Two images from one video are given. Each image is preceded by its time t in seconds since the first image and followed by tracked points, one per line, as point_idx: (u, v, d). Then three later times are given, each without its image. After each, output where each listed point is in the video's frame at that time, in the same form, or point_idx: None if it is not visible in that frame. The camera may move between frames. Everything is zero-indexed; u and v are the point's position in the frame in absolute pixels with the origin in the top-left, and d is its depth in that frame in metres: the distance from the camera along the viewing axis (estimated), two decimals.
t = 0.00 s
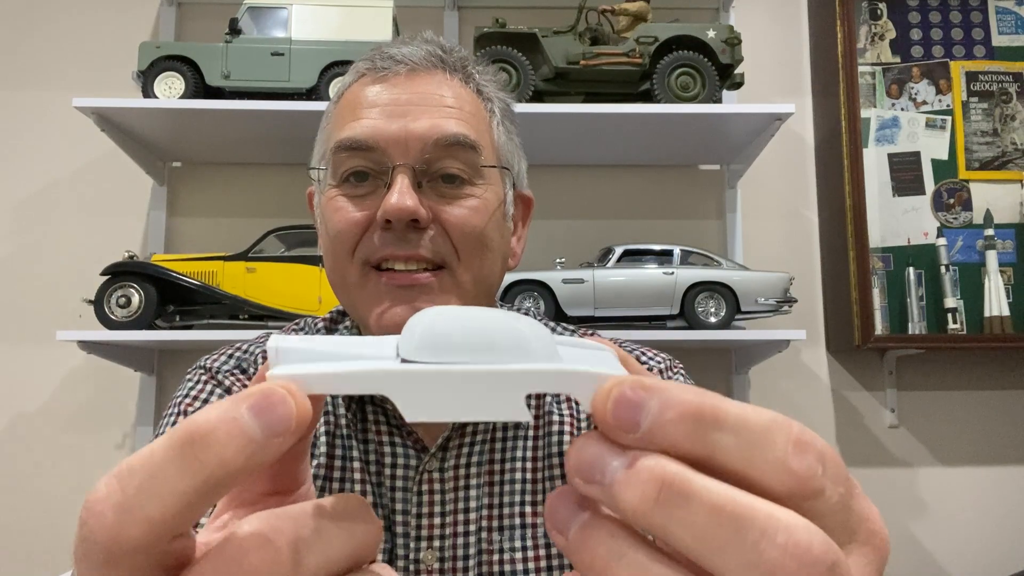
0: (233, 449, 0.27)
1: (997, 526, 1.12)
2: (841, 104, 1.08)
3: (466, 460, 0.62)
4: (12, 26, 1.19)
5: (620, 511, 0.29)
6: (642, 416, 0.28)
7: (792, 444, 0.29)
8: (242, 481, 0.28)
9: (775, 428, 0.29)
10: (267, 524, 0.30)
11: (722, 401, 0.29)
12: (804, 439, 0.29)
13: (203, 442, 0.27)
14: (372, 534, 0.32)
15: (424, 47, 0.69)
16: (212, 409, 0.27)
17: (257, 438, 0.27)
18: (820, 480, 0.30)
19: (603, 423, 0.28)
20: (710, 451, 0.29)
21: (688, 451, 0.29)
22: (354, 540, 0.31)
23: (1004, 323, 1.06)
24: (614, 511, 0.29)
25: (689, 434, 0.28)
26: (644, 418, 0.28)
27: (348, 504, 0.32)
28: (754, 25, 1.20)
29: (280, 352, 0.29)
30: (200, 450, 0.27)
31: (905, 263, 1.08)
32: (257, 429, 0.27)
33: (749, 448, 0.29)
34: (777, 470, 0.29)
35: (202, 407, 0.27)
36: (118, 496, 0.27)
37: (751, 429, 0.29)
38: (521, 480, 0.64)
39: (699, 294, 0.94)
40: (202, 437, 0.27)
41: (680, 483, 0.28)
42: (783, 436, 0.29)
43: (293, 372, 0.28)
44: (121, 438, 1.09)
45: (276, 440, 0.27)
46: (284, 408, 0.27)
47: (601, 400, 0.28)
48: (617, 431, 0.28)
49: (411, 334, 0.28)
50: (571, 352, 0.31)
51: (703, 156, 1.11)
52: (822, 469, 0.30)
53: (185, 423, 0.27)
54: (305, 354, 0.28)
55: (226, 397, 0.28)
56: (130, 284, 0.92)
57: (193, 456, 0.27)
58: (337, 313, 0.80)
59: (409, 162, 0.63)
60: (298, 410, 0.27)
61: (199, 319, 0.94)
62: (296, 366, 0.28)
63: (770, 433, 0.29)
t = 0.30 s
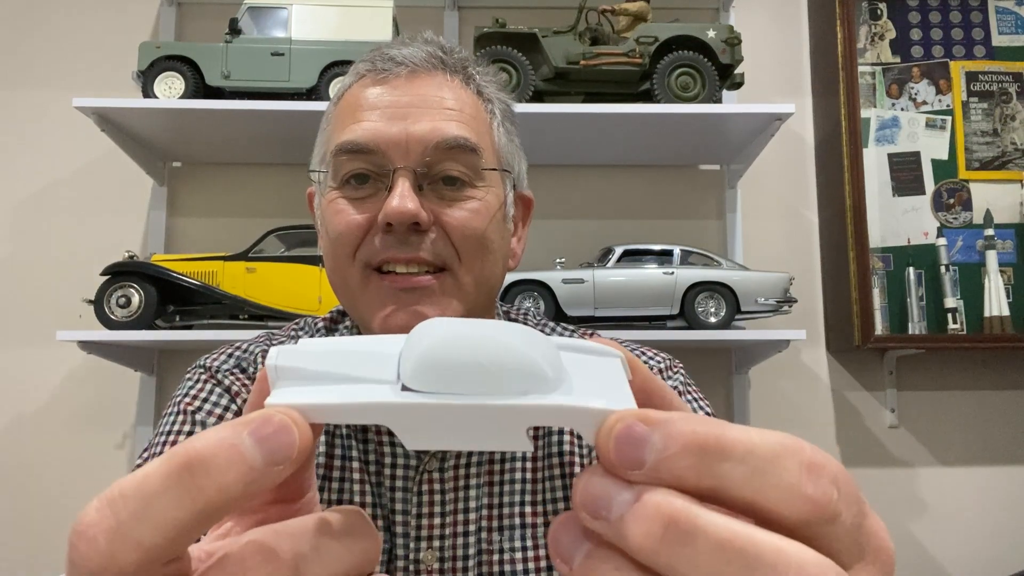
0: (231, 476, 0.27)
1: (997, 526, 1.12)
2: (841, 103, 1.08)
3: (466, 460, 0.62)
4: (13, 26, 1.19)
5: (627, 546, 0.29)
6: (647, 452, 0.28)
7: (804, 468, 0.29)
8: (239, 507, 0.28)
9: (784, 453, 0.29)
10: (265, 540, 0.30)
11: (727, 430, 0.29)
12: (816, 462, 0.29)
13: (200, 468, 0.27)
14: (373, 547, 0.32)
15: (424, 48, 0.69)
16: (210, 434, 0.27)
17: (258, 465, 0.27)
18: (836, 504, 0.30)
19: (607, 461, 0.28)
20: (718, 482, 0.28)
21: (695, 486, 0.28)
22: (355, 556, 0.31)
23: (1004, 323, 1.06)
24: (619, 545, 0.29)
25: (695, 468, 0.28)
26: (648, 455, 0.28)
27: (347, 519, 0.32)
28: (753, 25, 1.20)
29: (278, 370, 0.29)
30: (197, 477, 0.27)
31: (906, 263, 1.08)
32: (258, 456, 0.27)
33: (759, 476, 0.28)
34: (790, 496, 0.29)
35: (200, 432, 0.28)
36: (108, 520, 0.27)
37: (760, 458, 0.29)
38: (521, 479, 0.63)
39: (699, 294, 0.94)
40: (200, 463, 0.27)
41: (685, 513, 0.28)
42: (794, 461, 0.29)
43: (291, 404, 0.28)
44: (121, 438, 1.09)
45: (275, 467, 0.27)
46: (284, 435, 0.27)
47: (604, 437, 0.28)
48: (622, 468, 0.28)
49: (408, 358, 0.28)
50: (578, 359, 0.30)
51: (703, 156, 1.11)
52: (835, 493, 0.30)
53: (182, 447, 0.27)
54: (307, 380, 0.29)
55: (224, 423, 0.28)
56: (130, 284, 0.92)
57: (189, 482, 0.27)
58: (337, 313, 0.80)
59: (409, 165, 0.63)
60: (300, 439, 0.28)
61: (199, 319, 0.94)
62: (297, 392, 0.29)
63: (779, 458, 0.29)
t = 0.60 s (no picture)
0: (225, 471, 0.26)
1: (997, 526, 1.12)
2: (841, 103, 1.08)
3: (466, 460, 0.62)
4: (13, 26, 1.19)
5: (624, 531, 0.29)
6: (661, 430, 0.27)
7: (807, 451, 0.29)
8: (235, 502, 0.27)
9: (790, 437, 0.29)
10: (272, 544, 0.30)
11: (737, 412, 0.29)
12: (818, 447, 0.30)
13: (196, 464, 0.27)
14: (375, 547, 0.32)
15: (426, 48, 0.69)
16: (203, 431, 0.27)
17: (250, 460, 0.27)
18: (838, 489, 0.30)
19: (619, 440, 0.28)
20: (732, 461, 0.28)
21: (706, 466, 0.28)
22: (358, 556, 0.31)
23: (1004, 323, 1.06)
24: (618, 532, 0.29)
25: (708, 448, 0.28)
26: (662, 433, 0.28)
27: (347, 519, 0.32)
28: (753, 25, 1.20)
29: (276, 369, 0.29)
30: (194, 473, 0.27)
31: (905, 263, 1.08)
32: (250, 449, 0.27)
33: (768, 458, 0.29)
34: (795, 480, 0.29)
35: (195, 428, 0.27)
36: (113, 518, 0.28)
37: (767, 440, 0.29)
38: (522, 480, 0.63)
39: (699, 294, 0.94)
40: (195, 459, 0.27)
41: (687, 498, 0.28)
42: (798, 445, 0.29)
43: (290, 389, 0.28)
44: (121, 438, 1.09)
45: (268, 461, 0.27)
46: (275, 427, 0.27)
47: (615, 415, 0.28)
48: (634, 446, 0.28)
49: (410, 352, 0.28)
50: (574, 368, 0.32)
51: (703, 156, 1.11)
52: (836, 479, 0.30)
53: (178, 445, 0.27)
54: (306, 371, 0.29)
55: (218, 417, 0.28)
56: (130, 284, 0.92)
57: (186, 478, 0.27)
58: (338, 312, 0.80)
59: (412, 165, 0.63)
60: (291, 430, 0.27)
61: (199, 319, 0.94)
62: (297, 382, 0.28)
63: (785, 442, 0.29)
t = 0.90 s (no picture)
0: (225, 462, 0.26)
1: (997, 526, 1.12)
2: (841, 104, 1.08)
3: (466, 460, 0.62)
4: (13, 26, 1.19)
5: (617, 522, 0.28)
6: (660, 415, 0.27)
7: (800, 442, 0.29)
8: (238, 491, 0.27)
9: (786, 428, 0.29)
10: (275, 542, 0.30)
11: (733, 402, 0.29)
12: (813, 438, 0.30)
13: (196, 458, 0.27)
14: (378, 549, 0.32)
15: (427, 48, 0.69)
16: (200, 423, 0.27)
17: (248, 450, 0.26)
18: (831, 480, 0.30)
19: (618, 423, 0.28)
20: (727, 448, 0.28)
21: (703, 453, 0.28)
22: (361, 555, 0.31)
23: (1004, 323, 1.06)
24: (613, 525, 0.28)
25: (706, 436, 0.28)
26: (661, 419, 0.27)
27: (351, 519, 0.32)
28: (753, 25, 1.20)
29: (275, 366, 0.30)
30: (193, 465, 0.27)
31: (905, 263, 1.08)
32: (247, 440, 0.26)
33: (763, 447, 0.29)
34: (788, 471, 0.29)
35: (192, 421, 0.27)
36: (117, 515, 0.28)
37: (763, 430, 0.29)
38: (522, 481, 0.63)
39: (699, 294, 0.94)
40: (193, 452, 0.26)
41: (683, 490, 0.28)
42: (794, 437, 0.29)
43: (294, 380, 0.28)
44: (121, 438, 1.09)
45: (267, 450, 0.27)
46: (271, 417, 0.26)
47: (614, 401, 0.27)
48: (634, 430, 0.28)
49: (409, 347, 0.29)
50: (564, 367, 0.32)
51: (703, 156, 1.11)
52: (828, 471, 0.30)
53: (175, 438, 0.27)
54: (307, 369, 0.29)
55: (213, 409, 0.27)
56: (130, 284, 0.92)
57: (186, 471, 0.27)
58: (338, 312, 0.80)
59: (413, 165, 0.63)
60: (287, 419, 0.27)
61: (199, 319, 0.94)
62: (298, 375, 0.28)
63: (781, 433, 0.29)
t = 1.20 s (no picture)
0: (232, 476, 0.26)
1: (997, 526, 1.12)
2: (841, 103, 1.08)
3: (466, 459, 0.62)
4: (13, 26, 1.19)
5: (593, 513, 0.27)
6: (652, 422, 0.28)
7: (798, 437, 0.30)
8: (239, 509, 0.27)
9: (785, 426, 0.29)
10: (271, 549, 0.30)
11: (729, 404, 0.29)
12: (814, 434, 0.30)
13: (202, 470, 0.27)
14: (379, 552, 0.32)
15: (422, 49, 0.69)
16: (211, 434, 0.27)
17: (258, 466, 0.27)
18: (834, 477, 0.30)
19: (612, 436, 0.28)
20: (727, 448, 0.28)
21: (698, 455, 0.28)
22: (357, 560, 0.31)
23: (1004, 323, 1.06)
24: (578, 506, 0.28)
25: (700, 439, 0.28)
26: (654, 425, 0.28)
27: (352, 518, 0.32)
28: (753, 24, 1.20)
29: (277, 375, 0.28)
30: (199, 476, 0.27)
31: (905, 263, 1.08)
32: (259, 456, 0.27)
33: (763, 448, 0.29)
34: (792, 468, 0.29)
35: (202, 432, 0.27)
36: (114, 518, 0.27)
37: (762, 428, 0.29)
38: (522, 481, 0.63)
39: (698, 294, 0.94)
40: (201, 463, 0.27)
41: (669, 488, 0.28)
42: (794, 434, 0.29)
43: (294, 398, 0.27)
44: (121, 438, 1.09)
45: (275, 468, 0.27)
46: (284, 435, 0.27)
47: (608, 409, 0.27)
48: (626, 441, 0.28)
49: (411, 352, 0.27)
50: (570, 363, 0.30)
51: (703, 156, 1.11)
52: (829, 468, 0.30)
53: (184, 447, 0.27)
54: (306, 378, 0.27)
55: (225, 421, 0.27)
56: (130, 284, 0.92)
57: (191, 481, 0.27)
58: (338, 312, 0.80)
59: (412, 168, 0.63)
60: (301, 438, 0.27)
61: (199, 319, 0.94)
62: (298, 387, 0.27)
63: (780, 431, 0.29)
